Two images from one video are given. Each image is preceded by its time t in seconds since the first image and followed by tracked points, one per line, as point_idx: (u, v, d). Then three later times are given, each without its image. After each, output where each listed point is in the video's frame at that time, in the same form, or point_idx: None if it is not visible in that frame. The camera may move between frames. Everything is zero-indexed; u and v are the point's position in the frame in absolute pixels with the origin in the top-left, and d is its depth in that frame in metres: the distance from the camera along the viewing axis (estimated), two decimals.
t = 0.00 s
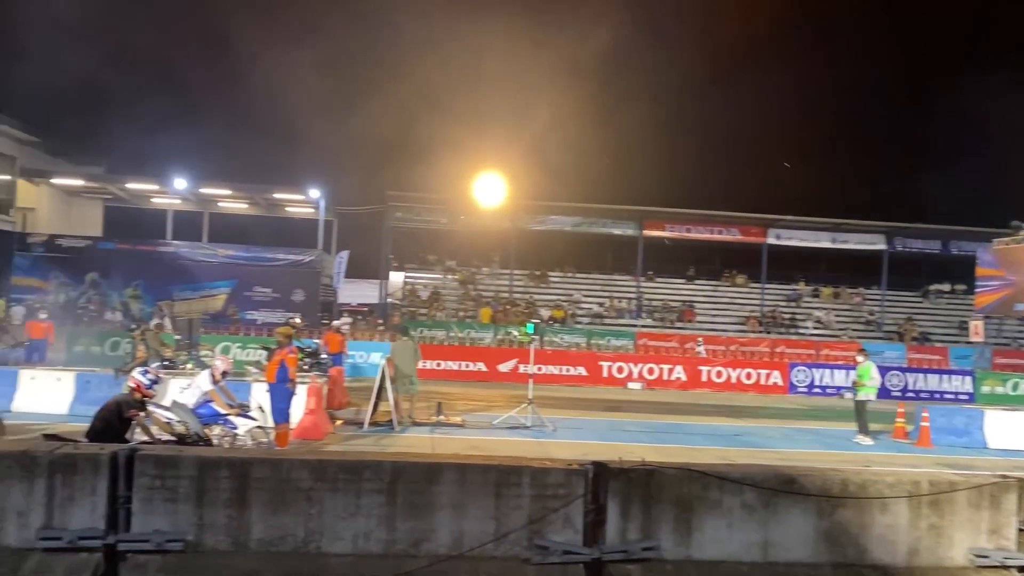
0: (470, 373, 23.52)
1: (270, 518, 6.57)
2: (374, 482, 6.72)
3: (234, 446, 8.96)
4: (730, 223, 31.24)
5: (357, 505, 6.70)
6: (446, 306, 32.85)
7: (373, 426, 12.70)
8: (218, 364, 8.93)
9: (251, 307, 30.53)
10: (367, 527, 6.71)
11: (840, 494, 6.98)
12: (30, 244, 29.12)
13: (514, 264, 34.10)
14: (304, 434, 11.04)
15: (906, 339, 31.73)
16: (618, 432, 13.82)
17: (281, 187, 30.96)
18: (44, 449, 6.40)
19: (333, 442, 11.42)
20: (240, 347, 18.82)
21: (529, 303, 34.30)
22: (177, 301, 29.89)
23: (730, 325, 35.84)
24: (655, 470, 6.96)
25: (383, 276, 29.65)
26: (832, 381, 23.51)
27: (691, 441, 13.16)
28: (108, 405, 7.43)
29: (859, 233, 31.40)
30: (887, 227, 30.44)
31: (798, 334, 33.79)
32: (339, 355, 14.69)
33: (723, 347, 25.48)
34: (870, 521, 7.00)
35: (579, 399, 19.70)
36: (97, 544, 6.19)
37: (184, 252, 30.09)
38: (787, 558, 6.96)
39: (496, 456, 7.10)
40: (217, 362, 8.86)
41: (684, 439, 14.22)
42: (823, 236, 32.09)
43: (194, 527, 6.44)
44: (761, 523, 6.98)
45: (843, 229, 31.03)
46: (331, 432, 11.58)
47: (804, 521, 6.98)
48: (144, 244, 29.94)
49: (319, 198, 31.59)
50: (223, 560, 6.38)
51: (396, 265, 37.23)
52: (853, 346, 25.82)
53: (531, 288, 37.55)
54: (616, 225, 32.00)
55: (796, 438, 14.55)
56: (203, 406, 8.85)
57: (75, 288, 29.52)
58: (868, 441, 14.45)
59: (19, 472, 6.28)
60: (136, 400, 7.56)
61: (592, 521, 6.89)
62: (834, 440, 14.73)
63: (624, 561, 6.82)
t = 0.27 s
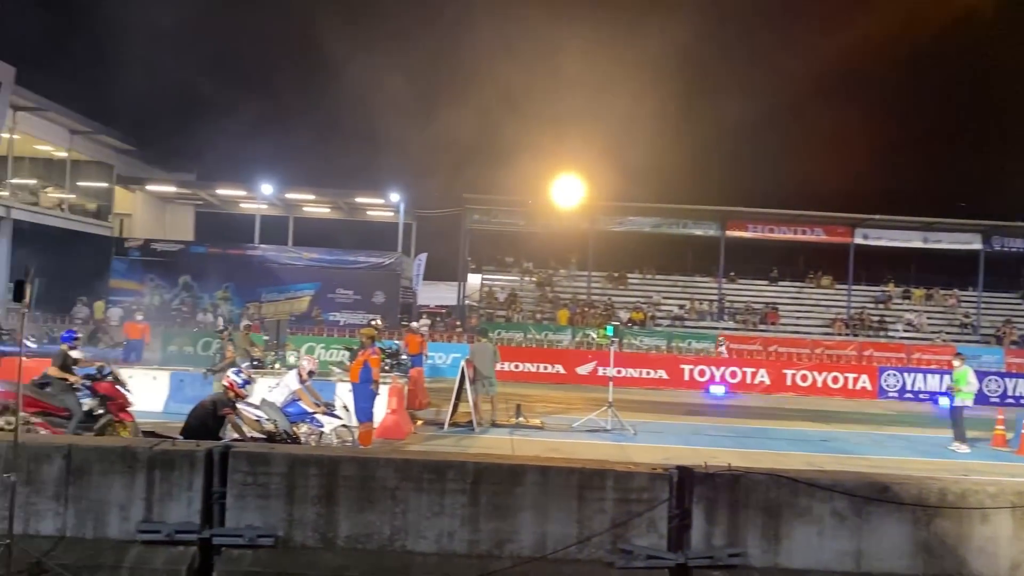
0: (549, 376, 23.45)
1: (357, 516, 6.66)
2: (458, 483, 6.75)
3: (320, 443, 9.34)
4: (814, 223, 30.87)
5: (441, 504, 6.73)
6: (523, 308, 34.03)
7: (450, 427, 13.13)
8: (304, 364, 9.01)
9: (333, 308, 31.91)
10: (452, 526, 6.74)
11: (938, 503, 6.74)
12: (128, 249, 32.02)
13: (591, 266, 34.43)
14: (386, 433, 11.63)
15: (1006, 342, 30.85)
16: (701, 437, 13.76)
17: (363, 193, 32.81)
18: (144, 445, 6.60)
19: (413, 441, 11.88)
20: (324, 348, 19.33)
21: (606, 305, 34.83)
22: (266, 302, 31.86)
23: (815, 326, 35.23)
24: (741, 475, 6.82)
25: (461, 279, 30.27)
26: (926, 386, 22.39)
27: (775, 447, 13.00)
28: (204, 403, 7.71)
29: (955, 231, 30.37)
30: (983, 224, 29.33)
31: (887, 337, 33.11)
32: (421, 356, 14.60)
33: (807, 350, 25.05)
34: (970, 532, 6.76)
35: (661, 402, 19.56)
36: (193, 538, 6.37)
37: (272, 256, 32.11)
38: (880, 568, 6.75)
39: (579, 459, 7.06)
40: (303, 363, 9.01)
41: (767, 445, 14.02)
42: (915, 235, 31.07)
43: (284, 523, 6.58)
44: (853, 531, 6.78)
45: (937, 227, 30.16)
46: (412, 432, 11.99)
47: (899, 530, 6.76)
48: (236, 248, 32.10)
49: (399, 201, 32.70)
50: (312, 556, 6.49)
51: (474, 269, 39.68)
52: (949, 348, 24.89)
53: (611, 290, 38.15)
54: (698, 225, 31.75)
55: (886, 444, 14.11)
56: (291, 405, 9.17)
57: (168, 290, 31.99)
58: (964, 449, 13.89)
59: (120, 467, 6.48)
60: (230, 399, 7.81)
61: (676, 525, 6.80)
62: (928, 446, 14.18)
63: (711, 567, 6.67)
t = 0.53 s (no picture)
0: (610, 378, 23.25)
1: (420, 515, 6.70)
2: (520, 483, 6.73)
3: (384, 442, 9.56)
4: (885, 222, 30.65)
5: (504, 505, 6.73)
6: (585, 310, 35.34)
7: (511, 429, 13.11)
8: (367, 365, 9.26)
9: (395, 309, 32.64)
10: (514, 527, 6.73)
11: (1019, 512, 6.47)
12: (197, 251, 33.17)
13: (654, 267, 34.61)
14: (447, 433, 12.03)
15: None
16: (766, 440, 13.53)
17: (424, 194, 33.16)
18: (215, 442, 6.74)
19: (474, 441, 11.95)
20: (386, 349, 20.05)
21: (669, 305, 35.04)
22: (329, 302, 32.85)
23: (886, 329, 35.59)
24: (809, 480, 6.66)
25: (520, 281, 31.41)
26: (1003, 391, 21.62)
27: (844, 452, 12.71)
28: (277, 400, 8.03)
29: None
30: None
31: (961, 339, 33.14)
32: (481, 357, 15.36)
33: (877, 353, 25.10)
34: None
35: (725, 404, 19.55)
36: (261, 534, 6.50)
37: (335, 258, 32.99)
38: None
39: (641, 461, 6.98)
40: (367, 363, 9.29)
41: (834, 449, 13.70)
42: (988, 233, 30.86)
43: (349, 521, 6.66)
44: (927, 539, 6.57)
45: (1013, 225, 30.12)
46: (475, 433, 12.25)
47: (976, 540, 6.51)
48: (300, 250, 33.04)
49: (460, 202, 33.18)
50: (377, 554, 6.55)
51: (536, 269, 40.69)
52: None
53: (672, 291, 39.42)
54: (762, 224, 31.48)
55: (960, 449, 13.69)
56: (355, 405, 9.36)
57: (236, 291, 33.25)
58: None
59: (192, 464, 6.63)
60: (303, 397, 8.14)
61: (741, 530, 6.68)
62: (1005, 453, 13.66)
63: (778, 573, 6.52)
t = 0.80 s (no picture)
0: (657, 379, 23.09)
1: (467, 514, 6.71)
2: (567, 484, 6.69)
3: (430, 442, 9.60)
4: (938, 221, 29.96)
5: (550, 506, 6.70)
6: (630, 310, 34.65)
7: (558, 429, 13.21)
8: (413, 364, 9.38)
9: (441, 309, 32.67)
10: (562, 528, 6.70)
11: None
12: (248, 253, 34.23)
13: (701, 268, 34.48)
14: (492, 433, 12.21)
15: None
16: (816, 443, 13.33)
17: (470, 196, 33.42)
18: (266, 440, 6.82)
19: (520, 441, 12.10)
20: (433, 349, 20.26)
21: (717, 305, 34.93)
22: (376, 303, 33.14)
23: (942, 329, 35.00)
24: (863, 485, 6.51)
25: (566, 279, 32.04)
26: None
27: (897, 456, 12.45)
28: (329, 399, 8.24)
29: None
30: None
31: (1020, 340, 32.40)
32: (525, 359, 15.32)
33: (931, 354, 24.64)
34: None
35: (775, 405, 19.43)
36: (311, 532, 6.57)
37: (382, 258, 33.26)
38: None
39: (689, 463, 6.91)
40: (413, 361, 9.42)
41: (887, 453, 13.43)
42: None
43: (398, 519, 6.71)
44: (987, 546, 6.39)
45: None
46: (521, 433, 12.35)
47: None
48: (348, 250, 33.54)
49: (505, 203, 33.35)
50: (425, 553, 6.59)
51: (582, 269, 41.03)
52: None
53: (721, 290, 39.21)
54: (811, 224, 31.29)
55: (1021, 454, 13.31)
56: (402, 403, 9.49)
57: (286, 291, 34.27)
58: None
59: (244, 461, 6.72)
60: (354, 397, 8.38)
61: (792, 534, 6.57)
62: None
63: None
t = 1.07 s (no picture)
0: (699, 379, 22.98)
1: (509, 514, 6.72)
2: (609, 485, 6.66)
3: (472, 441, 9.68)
4: (987, 219, 29.81)
5: (593, 506, 6.68)
6: (671, 312, 34.32)
7: (598, 429, 13.23)
8: (455, 363, 9.46)
9: (482, 309, 32.79)
10: (603, 529, 6.68)
11: None
12: (292, 254, 34.96)
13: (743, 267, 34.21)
14: (533, 433, 12.22)
15: None
16: (862, 445, 13.12)
17: (510, 196, 33.56)
18: (310, 439, 6.90)
19: (560, 441, 12.17)
20: (473, 349, 20.29)
21: (759, 305, 34.75)
22: (416, 303, 33.44)
23: (992, 330, 34.43)
24: (912, 488, 6.39)
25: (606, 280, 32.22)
26: None
27: (946, 458, 12.22)
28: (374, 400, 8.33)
29: None
30: None
31: None
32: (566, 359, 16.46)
33: (981, 355, 23.99)
34: None
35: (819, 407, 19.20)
36: (354, 530, 6.63)
37: (422, 259, 33.44)
38: None
39: (732, 465, 6.84)
40: (454, 360, 9.52)
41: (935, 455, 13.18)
42: None
43: (439, 519, 6.74)
44: None
45: None
46: (561, 433, 12.41)
47: None
48: (388, 251, 33.78)
49: (544, 203, 33.39)
50: (467, 552, 6.60)
51: (622, 269, 41.15)
52: None
53: (763, 291, 39.06)
54: (857, 223, 31.04)
55: None
56: (444, 403, 9.66)
57: (328, 291, 34.59)
58: None
59: (289, 459, 6.81)
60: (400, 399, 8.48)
61: (838, 537, 6.46)
62: None
63: None
